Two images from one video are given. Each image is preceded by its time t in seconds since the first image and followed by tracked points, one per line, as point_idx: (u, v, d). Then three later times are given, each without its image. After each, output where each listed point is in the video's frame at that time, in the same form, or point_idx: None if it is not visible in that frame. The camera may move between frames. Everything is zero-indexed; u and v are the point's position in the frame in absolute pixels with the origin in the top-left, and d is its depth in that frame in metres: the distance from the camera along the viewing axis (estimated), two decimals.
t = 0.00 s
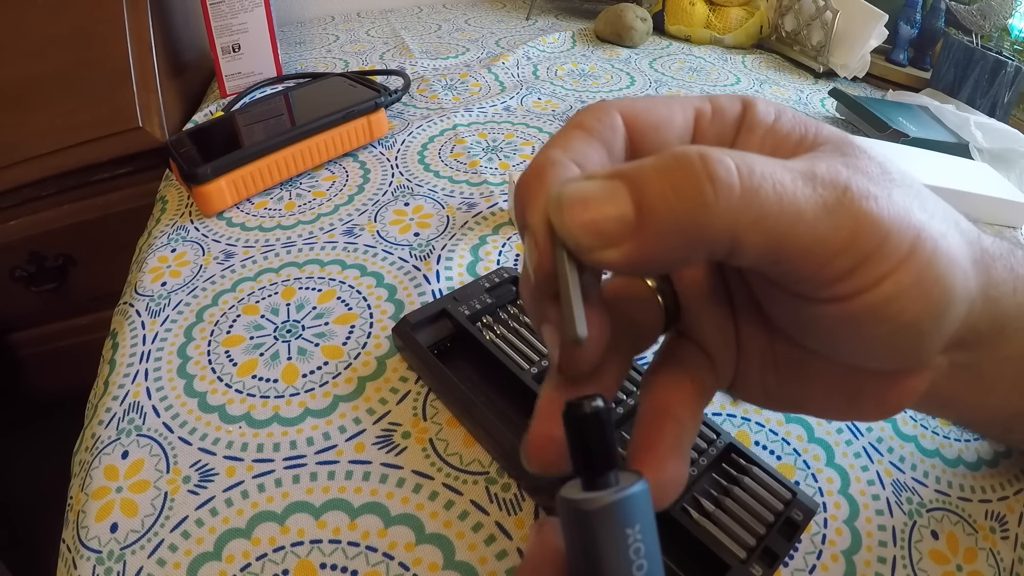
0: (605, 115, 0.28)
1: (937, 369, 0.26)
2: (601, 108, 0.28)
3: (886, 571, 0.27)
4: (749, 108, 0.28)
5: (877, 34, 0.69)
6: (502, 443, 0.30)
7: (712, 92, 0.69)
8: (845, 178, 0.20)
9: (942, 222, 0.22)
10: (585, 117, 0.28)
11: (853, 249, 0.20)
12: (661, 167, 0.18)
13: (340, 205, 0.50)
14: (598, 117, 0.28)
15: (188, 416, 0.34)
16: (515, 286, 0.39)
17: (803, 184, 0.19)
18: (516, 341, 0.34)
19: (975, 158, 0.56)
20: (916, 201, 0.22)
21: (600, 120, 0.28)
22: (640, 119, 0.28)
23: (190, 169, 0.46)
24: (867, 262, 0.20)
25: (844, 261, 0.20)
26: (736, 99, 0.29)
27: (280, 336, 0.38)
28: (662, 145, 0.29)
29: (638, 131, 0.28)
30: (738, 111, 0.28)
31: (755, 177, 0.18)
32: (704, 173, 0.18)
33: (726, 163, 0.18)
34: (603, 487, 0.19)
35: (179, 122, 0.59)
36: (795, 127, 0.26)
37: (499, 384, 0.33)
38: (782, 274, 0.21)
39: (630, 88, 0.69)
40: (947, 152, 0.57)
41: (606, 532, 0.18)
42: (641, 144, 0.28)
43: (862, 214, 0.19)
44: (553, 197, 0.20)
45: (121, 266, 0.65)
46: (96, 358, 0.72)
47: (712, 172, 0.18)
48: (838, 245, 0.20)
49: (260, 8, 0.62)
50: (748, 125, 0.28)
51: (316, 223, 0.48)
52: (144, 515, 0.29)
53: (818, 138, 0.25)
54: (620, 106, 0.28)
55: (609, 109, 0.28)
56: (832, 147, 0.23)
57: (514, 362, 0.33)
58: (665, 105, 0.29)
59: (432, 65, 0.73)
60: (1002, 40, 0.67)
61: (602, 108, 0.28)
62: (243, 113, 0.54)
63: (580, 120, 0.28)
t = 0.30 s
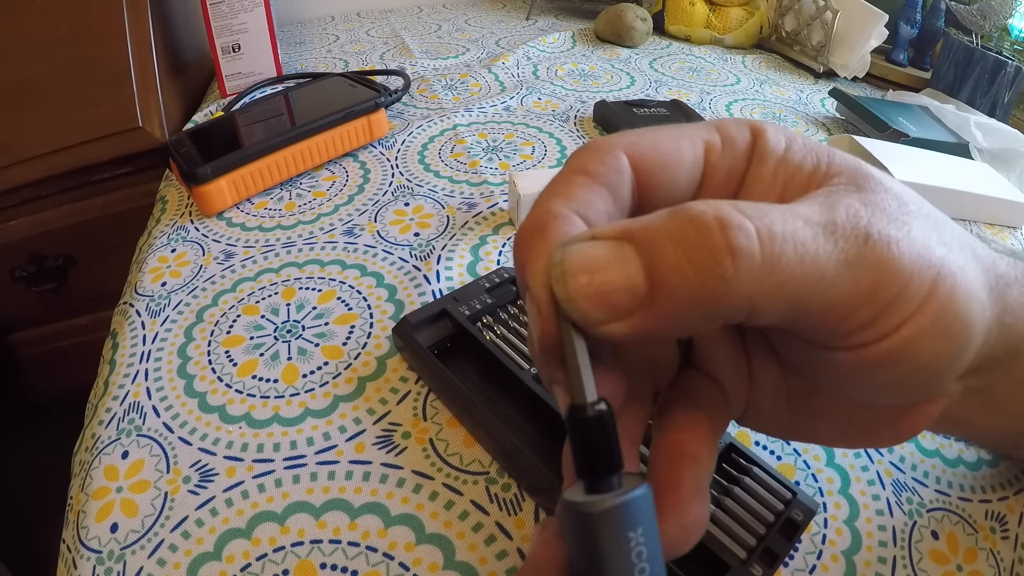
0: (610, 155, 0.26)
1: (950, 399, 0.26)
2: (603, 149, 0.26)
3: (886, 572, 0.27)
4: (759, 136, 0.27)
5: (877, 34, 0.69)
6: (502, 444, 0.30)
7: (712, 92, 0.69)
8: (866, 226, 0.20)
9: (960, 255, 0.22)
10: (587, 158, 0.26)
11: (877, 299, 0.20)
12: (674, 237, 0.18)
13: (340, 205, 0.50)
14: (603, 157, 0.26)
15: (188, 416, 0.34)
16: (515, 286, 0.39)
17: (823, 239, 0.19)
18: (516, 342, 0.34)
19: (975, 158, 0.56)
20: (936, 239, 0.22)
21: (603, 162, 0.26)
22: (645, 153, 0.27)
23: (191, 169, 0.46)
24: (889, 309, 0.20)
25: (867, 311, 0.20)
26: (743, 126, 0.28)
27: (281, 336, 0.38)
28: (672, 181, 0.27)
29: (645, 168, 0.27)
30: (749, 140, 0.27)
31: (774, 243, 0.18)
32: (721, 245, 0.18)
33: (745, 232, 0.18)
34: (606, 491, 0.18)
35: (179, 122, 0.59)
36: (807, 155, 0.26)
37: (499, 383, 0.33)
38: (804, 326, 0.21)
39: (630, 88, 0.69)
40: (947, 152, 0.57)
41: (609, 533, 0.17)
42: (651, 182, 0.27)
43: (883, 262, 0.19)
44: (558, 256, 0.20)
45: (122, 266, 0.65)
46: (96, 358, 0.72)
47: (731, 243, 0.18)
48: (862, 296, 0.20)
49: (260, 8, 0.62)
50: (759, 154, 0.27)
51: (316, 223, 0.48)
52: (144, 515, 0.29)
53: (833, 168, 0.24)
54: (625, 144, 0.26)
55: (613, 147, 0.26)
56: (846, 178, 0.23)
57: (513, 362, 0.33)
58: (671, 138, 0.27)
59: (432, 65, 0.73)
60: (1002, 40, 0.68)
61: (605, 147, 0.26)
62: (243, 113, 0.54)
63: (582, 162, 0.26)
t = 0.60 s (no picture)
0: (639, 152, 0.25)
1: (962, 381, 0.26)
2: (624, 148, 0.25)
3: (886, 572, 0.27)
4: (774, 122, 0.27)
5: (877, 34, 0.69)
6: (502, 443, 0.30)
7: (712, 92, 0.70)
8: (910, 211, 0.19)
9: (1000, 245, 0.22)
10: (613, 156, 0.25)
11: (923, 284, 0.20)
12: (693, 257, 0.18)
13: (340, 205, 0.50)
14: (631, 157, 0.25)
15: (188, 416, 0.34)
16: (515, 286, 0.39)
17: (861, 234, 0.18)
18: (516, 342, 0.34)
19: (975, 158, 0.56)
20: (976, 230, 0.21)
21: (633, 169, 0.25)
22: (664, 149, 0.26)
23: (191, 169, 0.46)
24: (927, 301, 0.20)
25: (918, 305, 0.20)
26: (767, 110, 0.27)
27: (281, 336, 0.38)
28: (694, 179, 0.27)
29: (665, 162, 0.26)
30: (771, 127, 0.27)
31: (803, 243, 0.17)
32: (752, 258, 0.17)
33: (770, 240, 0.17)
34: (624, 491, 0.19)
35: (179, 122, 0.59)
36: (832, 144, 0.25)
37: (498, 383, 0.33)
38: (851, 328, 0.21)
39: (630, 88, 0.69)
40: (947, 152, 0.57)
41: (627, 534, 0.18)
42: (674, 179, 0.26)
43: (925, 256, 0.19)
44: (581, 298, 0.20)
45: (121, 266, 0.65)
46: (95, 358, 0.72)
47: (755, 253, 0.17)
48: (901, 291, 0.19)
49: (260, 8, 0.62)
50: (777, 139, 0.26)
51: (316, 223, 0.48)
52: (144, 515, 0.29)
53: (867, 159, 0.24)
54: (645, 141, 0.25)
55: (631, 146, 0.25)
56: (879, 164, 0.23)
57: (513, 362, 0.33)
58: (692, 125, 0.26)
59: (432, 65, 0.73)
60: (1002, 40, 0.68)
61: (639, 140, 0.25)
62: (244, 113, 0.54)
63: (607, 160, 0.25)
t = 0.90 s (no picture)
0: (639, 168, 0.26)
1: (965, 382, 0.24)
2: (626, 174, 0.25)
3: (886, 572, 0.27)
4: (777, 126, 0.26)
5: (878, 34, 0.69)
6: (503, 443, 0.30)
7: (712, 92, 0.70)
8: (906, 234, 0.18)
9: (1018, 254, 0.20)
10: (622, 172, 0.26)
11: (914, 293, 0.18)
12: (707, 286, 0.17)
13: (340, 205, 0.50)
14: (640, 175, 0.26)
15: (188, 416, 0.34)
16: (515, 286, 0.39)
17: (868, 260, 0.17)
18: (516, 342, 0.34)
19: (975, 158, 0.56)
20: (988, 237, 0.20)
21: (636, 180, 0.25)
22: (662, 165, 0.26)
23: (191, 169, 0.46)
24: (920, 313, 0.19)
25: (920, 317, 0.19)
26: (777, 112, 0.26)
27: (281, 336, 0.38)
28: (701, 192, 0.27)
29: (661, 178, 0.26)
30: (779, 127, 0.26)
31: (813, 278, 0.16)
32: (749, 277, 0.16)
33: (780, 273, 0.16)
34: (615, 481, 0.19)
35: (179, 122, 0.59)
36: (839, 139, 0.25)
37: (499, 383, 0.33)
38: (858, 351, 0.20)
39: (630, 88, 0.69)
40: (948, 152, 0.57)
41: (620, 525, 0.19)
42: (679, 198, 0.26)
43: (933, 281, 0.18)
44: (587, 321, 0.18)
45: (122, 266, 0.65)
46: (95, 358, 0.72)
47: (765, 287, 0.16)
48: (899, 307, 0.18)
49: (260, 8, 0.62)
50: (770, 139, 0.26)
51: (316, 223, 0.48)
52: (144, 515, 0.29)
53: (882, 159, 0.22)
54: (648, 164, 0.25)
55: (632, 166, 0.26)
56: (894, 173, 0.22)
57: (514, 362, 0.33)
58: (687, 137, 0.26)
59: (432, 65, 0.73)
60: (1002, 40, 0.68)
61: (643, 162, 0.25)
62: (244, 113, 0.54)
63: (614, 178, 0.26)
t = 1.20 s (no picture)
0: (755, 250, 0.29)
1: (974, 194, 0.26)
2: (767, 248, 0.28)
3: (886, 571, 0.27)
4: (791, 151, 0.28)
5: (878, 34, 0.69)
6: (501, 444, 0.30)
7: (712, 92, 0.70)
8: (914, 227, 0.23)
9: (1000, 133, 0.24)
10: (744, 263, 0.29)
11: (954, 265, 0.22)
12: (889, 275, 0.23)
13: (340, 205, 0.50)
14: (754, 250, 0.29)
15: (188, 416, 0.34)
16: (515, 286, 0.39)
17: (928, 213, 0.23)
18: (516, 342, 0.34)
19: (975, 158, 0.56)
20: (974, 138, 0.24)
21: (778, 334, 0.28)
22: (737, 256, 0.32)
23: (191, 168, 0.46)
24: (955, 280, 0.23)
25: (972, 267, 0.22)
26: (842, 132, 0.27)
27: (281, 336, 0.38)
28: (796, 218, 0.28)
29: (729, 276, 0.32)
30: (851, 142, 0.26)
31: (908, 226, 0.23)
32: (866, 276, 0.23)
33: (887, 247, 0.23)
34: (518, 491, 0.18)
35: (179, 122, 0.59)
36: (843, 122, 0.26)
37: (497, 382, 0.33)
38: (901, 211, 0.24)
39: (630, 88, 0.69)
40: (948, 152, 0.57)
41: (527, 534, 0.18)
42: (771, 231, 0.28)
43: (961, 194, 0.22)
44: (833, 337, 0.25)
45: (121, 266, 0.65)
46: (96, 358, 0.72)
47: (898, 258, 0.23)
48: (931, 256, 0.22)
49: (260, 8, 0.62)
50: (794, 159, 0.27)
51: (316, 223, 0.48)
52: (144, 515, 0.29)
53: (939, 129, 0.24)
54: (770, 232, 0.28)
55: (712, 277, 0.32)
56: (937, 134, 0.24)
57: (514, 362, 0.33)
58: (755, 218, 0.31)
59: (432, 65, 0.73)
60: (1002, 40, 0.68)
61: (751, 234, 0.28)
62: (244, 113, 0.54)
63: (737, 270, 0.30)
